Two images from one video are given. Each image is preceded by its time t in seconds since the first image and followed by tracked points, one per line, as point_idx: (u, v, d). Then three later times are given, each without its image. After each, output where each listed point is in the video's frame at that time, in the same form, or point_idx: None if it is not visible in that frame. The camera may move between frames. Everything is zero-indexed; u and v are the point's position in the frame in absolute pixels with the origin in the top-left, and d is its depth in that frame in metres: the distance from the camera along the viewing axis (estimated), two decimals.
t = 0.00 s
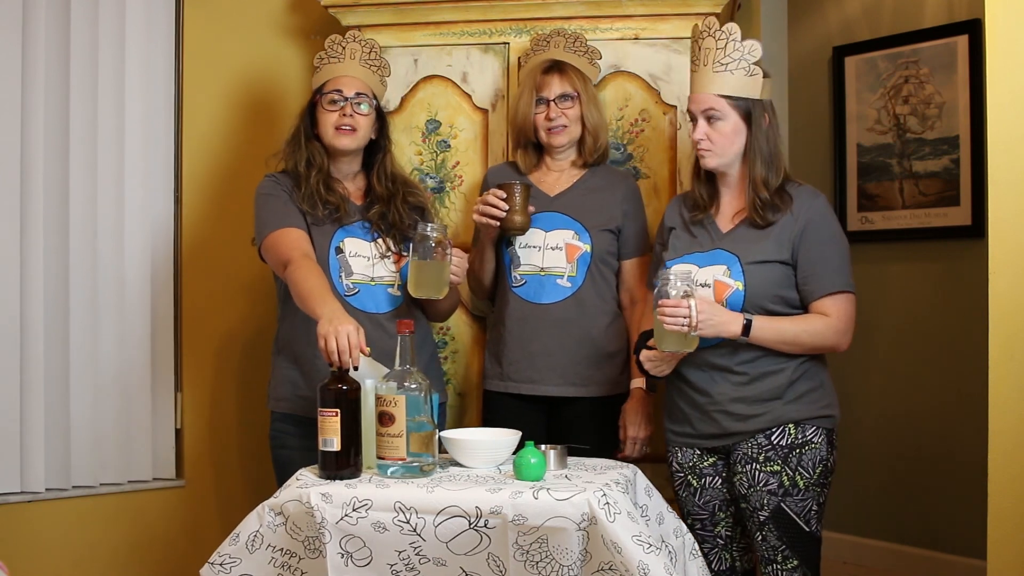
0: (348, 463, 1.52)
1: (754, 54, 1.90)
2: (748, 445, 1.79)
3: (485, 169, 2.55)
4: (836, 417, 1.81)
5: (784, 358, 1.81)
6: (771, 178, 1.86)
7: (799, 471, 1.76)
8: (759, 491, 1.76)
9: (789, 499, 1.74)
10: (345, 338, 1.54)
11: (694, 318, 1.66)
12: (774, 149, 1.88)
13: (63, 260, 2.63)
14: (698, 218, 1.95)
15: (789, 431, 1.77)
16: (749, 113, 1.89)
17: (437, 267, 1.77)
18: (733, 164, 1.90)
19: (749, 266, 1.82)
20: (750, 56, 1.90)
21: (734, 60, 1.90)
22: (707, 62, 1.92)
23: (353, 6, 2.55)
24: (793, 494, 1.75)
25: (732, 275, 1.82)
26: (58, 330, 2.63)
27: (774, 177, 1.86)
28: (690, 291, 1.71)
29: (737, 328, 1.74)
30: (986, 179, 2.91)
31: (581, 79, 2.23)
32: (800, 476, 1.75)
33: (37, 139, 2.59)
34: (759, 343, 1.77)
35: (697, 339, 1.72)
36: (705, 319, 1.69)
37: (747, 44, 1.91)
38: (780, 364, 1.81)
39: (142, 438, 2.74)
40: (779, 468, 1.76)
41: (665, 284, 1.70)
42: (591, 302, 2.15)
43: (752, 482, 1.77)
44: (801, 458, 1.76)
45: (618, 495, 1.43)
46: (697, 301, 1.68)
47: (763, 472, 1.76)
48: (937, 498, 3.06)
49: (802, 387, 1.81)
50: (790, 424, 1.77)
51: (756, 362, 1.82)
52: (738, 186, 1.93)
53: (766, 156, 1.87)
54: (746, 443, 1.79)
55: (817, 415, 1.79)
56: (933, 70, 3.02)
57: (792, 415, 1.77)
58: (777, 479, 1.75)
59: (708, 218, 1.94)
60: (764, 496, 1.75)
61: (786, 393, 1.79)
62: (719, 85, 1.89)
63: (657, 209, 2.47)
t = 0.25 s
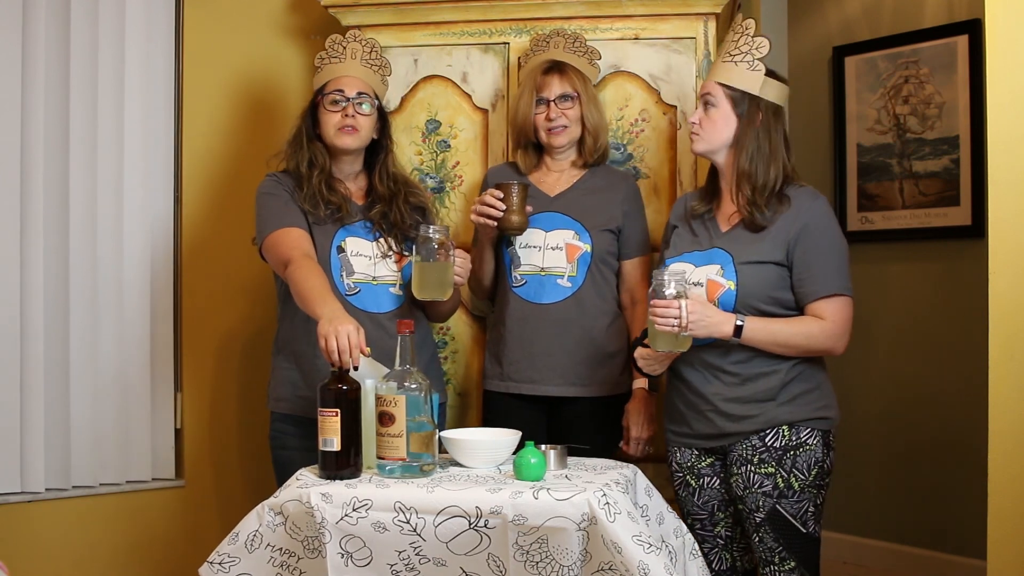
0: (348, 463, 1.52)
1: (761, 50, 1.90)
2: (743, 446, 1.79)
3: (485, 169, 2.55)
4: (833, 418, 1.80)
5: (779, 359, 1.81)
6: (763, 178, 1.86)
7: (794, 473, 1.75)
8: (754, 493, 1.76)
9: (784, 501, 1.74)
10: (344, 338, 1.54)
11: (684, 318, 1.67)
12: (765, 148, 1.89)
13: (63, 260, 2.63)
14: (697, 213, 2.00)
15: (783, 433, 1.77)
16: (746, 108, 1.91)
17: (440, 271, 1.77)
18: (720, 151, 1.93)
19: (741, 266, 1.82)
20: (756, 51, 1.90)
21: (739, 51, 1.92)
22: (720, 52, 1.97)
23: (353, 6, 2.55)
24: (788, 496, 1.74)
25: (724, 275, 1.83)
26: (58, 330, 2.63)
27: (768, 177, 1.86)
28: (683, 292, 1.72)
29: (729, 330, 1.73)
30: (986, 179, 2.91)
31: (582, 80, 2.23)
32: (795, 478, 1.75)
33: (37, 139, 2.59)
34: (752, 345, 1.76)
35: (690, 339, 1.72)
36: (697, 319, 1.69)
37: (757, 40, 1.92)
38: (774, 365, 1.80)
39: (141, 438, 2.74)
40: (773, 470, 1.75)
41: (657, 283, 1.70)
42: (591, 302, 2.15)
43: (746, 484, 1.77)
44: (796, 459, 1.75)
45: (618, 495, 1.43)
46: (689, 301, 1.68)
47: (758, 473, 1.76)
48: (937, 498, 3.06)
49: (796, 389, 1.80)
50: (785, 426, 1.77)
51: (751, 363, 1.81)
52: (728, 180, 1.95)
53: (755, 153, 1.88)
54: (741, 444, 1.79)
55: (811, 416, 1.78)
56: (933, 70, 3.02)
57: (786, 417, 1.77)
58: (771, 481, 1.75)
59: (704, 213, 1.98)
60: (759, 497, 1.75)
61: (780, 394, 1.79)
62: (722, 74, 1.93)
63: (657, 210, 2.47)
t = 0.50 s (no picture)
0: (348, 463, 1.52)
1: (773, 50, 1.90)
2: (737, 447, 1.79)
3: (485, 169, 2.54)
4: (828, 420, 1.79)
5: (771, 361, 1.80)
6: (761, 176, 1.86)
7: (788, 475, 1.75)
8: (748, 494, 1.76)
9: (778, 502, 1.74)
10: (344, 338, 1.53)
11: (674, 318, 1.67)
12: (769, 148, 1.89)
13: (64, 260, 2.63)
14: (699, 212, 2.02)
15: (775, 434, 1.76)
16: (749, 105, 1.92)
17: (444, 270, 1.76)
18: (720, 144, 1.95)
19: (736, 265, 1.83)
20: (768, 51, 1.91)
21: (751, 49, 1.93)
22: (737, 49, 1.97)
23: (353, 6, 2.55)
24: (783, 498, 1.74)
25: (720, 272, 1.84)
26: (58, 330, 2.63)
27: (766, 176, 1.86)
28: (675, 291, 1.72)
29: (722, 329, 1.73)
30: (986, 179, 2.91)
31: (580, 80, 2.23)
32: (789, 479, 1.75)
33: (37, 139, 2.59)
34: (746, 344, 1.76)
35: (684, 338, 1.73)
36: (689, 318, 1.69)
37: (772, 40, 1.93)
38: (767, 367, 1.80)
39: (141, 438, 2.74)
40: (766, 471, 1.75)
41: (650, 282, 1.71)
42: (590, 302, 2.15)
43: (741, 485, 1.77)
44: (789, 461, 1.75)
45: (618, 495, 1.43)
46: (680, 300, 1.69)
47: (752, 475, 1.76)
48: (937, 497, 3.06)
49: (789, 390, 1.79)
50: (777, 428, 1.76)
51: (744, 364, 1.81)
52: (728, 176, 1.96)
53: (755, 151, 1.89)
54: (735, 445, 1.80)
55: (805, 418, 1.77)
56: (933, 70, 3.02)
57: (778, 418, 1.77)
58: (765, 482, 1.75)
59: (706, 212, 1.99)
60: (754, 499, 1.75)
61: (772, 396, 1.78)
62: (732, 70, 1.95)
63: (657, 210, 2.47)
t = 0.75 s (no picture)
0: (348, 463, 1.52)
1: (784, 53, 1.90)
2: (736, 447, 1.79)
3: (485, 169, 2.54)
4: (827, 421, 1.79)
5: (770, 361, 1.80)
6: (766, 175, 1.86)
7: (787, 475, 1.75)
8: (748, 495, 1.76)
9: (777, 502, 1.74)
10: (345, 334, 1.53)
11: (672, 315, 1.67)
12: (774, 149, 1.89)
13: (64, 260, 2.63)
14: (702, 212, 2.01)
15: (774, 434, 1.76)
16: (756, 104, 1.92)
17: (438, 274, 1.76)
18: (724, 142, 1.95)
19: (735, 264, 1.83)
20: (777, 53, 1.91)
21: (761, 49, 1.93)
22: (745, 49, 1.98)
23: (353, 6, 2.55)
24: (782, 498, 1.74)
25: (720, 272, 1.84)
26: (58, 330, 2.63)
27: (768, 177, 1.86)
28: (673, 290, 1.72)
29: (720, 327, 1.73)
30: (986, 179, 2.91)
31: (579, 79, 2.23)
32: (788, 480, 1.75)
33: (37, 139, 2.59)
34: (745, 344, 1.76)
35: (682, 335, 1.72)
36: (686, 316, 1.68)
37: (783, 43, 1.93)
38: (766, 367, 1.80)
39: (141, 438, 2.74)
40: (765, 471, 1.75)
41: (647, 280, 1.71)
42: (589, 302, 2.15)
43: (740, 486, 1.78)
44: (788, 461, 1.75)
45: (618, 495, 1.43)
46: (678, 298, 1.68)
47: (751, 475, 1.76)
48: (937, 497, 3.06)
49: (788, 390, 1.79)
50: (776, 428, 1.76)
51: (743, 364, 1.82)
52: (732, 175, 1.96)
53: (760, 151, 1.89)
54: (734, 445, 1.80)
55: (804, 419, 1.77)
56: (933, 70, 3.02)
57: (776, 419, 1.77)
58: (764, 483, 1.75)
59: (709, 213, 1.99)
60: (753, 499, 1.75)
61: (771, 396, 1.78)
62: (740, 69, 1.95)
63: (657, 209, 2.47)
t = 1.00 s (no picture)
0: (348, 463, 1.52)
1: (792, 55, 1.92)
2: (741, 447, 1.79)
3: (485, 169, 2.54)
4: (831, 420, 1.79)
5: (775, 360, 1.80)
6: (765, 171, 1.86)
7: (791, 474, 1.75)
8: (751, 494, 1.76)
9: (781, 501, 1.73)
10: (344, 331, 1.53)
11: (677, 314, 1.66)
12: (773, 147, 1.89)
13: (64, 260, 2.63)
14: (697, 213, 2.01)
15: (779, 433, 1.76)
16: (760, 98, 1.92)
17: (435, 275, 1.76)
18: (725, 136, 1.95)
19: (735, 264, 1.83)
20: (786, 55, 1.92)
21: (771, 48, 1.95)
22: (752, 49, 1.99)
23: (353, 6, 2.55)
24: (786, 497, 1.73)
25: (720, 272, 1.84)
26: (58, 330, 2.63)
27: (766, 177, 1.86)
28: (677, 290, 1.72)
29: (723, 327, 1.73)
30: (986, 179, 2.91)
31: (578, 79, 2.23)
32: (792, 479, 1.75)
33: (37, 138, 2.59)
34: (749, 343, 1.76)
35: (685, 335, 1.72)
36: (691, 316, 1.68)
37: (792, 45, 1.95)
38: (771, 366, 1.80)
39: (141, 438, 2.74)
40: (770, 471, 1.75)
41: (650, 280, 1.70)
42: (589, 302, 2.15)
43: (744, 485, 1.77)
44: (793, 460, 1.75)
45: (618, 495, 1.43)
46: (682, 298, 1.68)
47: (755, 474, 1.76)
48: (937, 497, 3.06)
49: (792, 389, 1.79)
50: (781, 427, 1.76)
51: (748, 364, 1.82)
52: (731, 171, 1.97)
53: (762, 148, 1.89)
54: (739, 444, 1.79)
55: (809, 418, 1.77)
56: (933, 70, 3.02)
57: (782, 418, 1.77)
58: (768, 482, 1.75)
59: (705, 213, 1.99)
60: (757, 498, 1.75)
61: (776, 395, 1.79)
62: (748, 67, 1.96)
63: (657, 209, 2.47)
